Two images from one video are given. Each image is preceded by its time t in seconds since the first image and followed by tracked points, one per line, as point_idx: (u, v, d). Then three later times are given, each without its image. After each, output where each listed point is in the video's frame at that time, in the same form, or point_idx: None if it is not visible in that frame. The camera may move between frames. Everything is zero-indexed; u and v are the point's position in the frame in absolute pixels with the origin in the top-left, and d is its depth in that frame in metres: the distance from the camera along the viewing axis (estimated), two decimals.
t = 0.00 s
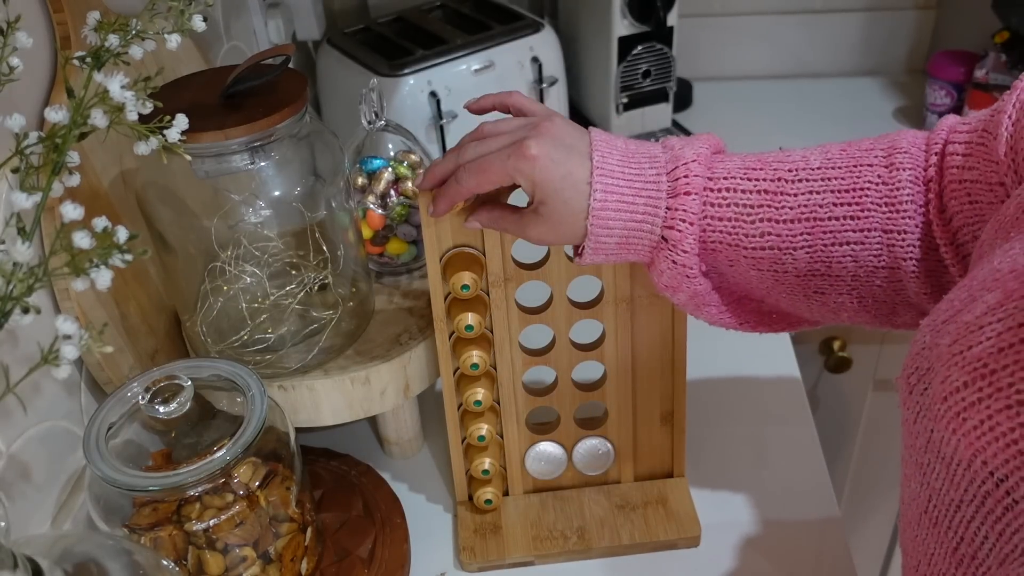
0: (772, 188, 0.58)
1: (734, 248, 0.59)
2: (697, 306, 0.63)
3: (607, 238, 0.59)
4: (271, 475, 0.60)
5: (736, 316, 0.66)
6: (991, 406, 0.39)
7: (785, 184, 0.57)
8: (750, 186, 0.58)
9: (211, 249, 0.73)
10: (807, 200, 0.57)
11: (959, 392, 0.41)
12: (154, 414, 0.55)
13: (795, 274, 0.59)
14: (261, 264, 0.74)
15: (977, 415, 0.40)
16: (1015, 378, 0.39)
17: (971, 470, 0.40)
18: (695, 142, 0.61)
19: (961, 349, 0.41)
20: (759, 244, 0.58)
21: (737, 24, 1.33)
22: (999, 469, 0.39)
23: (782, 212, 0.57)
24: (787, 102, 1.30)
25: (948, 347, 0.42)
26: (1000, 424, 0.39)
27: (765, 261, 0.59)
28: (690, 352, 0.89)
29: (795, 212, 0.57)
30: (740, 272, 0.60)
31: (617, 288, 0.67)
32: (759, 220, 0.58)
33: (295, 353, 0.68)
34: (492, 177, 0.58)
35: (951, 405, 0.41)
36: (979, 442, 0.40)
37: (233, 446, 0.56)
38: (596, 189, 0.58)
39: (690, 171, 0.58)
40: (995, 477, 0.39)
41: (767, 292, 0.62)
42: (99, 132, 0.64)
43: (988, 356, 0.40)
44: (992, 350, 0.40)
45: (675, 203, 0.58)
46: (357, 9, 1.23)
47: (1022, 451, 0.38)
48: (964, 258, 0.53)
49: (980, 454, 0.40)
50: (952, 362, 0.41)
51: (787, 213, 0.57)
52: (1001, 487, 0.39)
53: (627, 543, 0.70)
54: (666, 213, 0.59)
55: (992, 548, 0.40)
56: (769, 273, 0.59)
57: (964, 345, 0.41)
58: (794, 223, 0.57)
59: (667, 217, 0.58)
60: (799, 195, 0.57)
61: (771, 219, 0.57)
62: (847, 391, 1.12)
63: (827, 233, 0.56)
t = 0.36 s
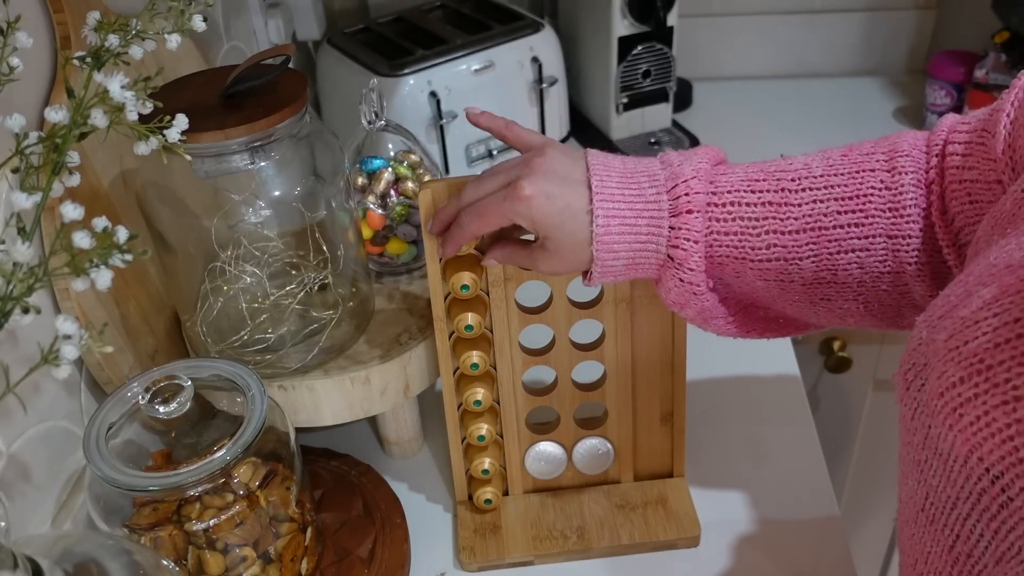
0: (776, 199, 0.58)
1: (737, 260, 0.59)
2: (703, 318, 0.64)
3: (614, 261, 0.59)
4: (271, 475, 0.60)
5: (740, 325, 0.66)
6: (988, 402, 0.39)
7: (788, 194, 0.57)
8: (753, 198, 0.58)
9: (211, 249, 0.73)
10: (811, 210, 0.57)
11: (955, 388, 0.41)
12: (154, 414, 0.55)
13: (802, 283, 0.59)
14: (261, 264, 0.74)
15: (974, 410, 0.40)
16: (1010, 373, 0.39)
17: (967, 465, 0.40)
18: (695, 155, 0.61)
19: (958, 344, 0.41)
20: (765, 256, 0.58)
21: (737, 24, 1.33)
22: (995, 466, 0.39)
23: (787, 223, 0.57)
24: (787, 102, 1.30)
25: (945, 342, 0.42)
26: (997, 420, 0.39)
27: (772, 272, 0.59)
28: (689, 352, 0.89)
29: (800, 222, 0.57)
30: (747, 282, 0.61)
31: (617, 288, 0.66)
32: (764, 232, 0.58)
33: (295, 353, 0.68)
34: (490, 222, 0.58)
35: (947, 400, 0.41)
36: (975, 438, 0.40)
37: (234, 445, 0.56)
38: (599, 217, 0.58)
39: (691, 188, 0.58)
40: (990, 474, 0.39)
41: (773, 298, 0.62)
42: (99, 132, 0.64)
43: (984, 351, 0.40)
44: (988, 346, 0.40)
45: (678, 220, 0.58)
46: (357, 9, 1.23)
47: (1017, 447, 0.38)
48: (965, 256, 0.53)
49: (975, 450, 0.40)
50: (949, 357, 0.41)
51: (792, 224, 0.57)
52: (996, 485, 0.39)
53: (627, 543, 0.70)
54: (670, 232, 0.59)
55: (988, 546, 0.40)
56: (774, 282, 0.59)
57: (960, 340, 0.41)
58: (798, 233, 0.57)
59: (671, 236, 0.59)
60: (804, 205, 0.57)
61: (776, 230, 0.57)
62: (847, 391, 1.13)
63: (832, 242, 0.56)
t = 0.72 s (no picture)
0: (832, 339, 0.50)
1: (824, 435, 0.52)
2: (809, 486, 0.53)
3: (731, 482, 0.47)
4: (271, 475, 0.60)
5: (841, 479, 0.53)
6: (986, 395, 0.40)
7: (841, 330, 0.50)
8: (816, 352, 0.50)
9: (211, 249, 0.73)
10: (868, 330, 0.50)
11: (953, 382, 0.41)
12: (154, 413, 0.55)
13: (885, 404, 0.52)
14: (261, 264, 0.74)
15: (972, 404, 0.40)
16: (1006, 366, 0.39)
17: (967, 459, 0.40)
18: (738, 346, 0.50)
19: (954, 340, 0.42)
20: (841, 389, 0.50)
21: (737, 24, 1.33)
22: (995, 458, 0.39)
23: (851, 350, 0.50)
24: (787, 102, 1.30)
25: (940, 339, 0.42)
26: (996, 412, 0.39)
27: (853, 397, 0.51)
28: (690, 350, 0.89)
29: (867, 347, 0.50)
30: (831, 422, 0.52)
31: (617, 288, 0.66)
32: (835, 369, 0.50)
33: (295, 353, 0.68)
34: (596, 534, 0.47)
35: (945, 396, 0.41)
36: (975, 431, 0.40)
37: (233, 446, 0.56)
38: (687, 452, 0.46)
39: (753, 370, 0.48)
40: (990, 467, 0.39)
41: (860, 441, 0.54)
42: (99, 132, 0.64)
43: (980, 346, 0.40)
44: (984, 340, 0.40)
45: (762, 423, 0.49)
46: (357, 9, 1.23)
47: (1016, 438, 0.38)
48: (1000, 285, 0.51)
49: (976, 443, 0.40)
50: (945, 353, 0.42)
51: (854, 351, 0.50)
52: (997, 476, 0.39)
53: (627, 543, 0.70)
54: (758, 419, 0.49)
55: (988, 540, 0.41)
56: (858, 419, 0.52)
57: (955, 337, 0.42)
58: (866, 357, 0.50)
59: (762, 424, 0.49)
60: (863, 329, 0.50)
61: (843, 361, 0.50)
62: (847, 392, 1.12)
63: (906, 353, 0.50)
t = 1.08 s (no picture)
0: (787, 430, 0.56)
1: (785, 517, 0.57)
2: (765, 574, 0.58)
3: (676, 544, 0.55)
4: (271, 475, 0.60)
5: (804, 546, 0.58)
6: (981, 415, 0.42)
7: (793, 417, 0.56)
8: (767, 439, 0.56)
9: (211, 249, 0.73)
10: (821, 418, 0.55)
11: (949, 407, 0.43)
12: (154, 414, 0.55)
13: (849, 486, 0.56)
14: (261, 264, 0.74)
15: (969, 426, 0.42)
16: (999, 385, 0.41)
17: (972, 479, 0.42)
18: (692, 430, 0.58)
19: (944, 365, 0.44)
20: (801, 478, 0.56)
21: (737, 24, 1.33)
22: (1002, 475, 0.41)
23: (807, 439, 0.55)
24: (786, 102, 1.30)
25: (932, 365, 0.45)
26: (994, 431, 0.41)
27: (813, 482, 0.56)
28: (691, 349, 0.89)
29: (813, 427, 0.55)
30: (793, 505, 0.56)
31: (617, 288, 0.66)
32: (792, 465, 0.55)
33: (295, 353, 0.68)
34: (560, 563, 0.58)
35: (942, 420, 0.43)
36: (976, 452, 0.42)
37: (233, 446, 0.56)
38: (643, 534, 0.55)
39: (704, 463, 0.56)
40: (999, 483, 0.41)
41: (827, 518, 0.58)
42: (99, 132, 0.64)
43: (969, 368, 0.42)
44: (971, 362, 0.42)
45: (716, 514, 0.55)
46: (357, 9, 1.23)
47: (1018, 454, 0.40)
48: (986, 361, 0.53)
49: (979, 464, 0.42)
50: (937, 379, 0.44)
51: (811, 438, 0.55)
52: (1008, 491, 0.41)
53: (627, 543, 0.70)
54: (711, 510, 0.55)
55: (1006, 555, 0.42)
56: (818, 502, 0.56)
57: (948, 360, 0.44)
58: (824, 446, 0.55)
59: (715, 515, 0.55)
60: (815, 416, 0.55)
61: (801, 451, 0.55)
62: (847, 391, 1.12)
63: (861, 443, 0.55)
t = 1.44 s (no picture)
0: (801, 332, 0.61)
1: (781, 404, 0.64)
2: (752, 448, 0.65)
3: (676, 434, 0.63)
4: (271, 475, 0.60)
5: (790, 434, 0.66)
6: (998, 382, 0.43)
7: (810, 321, 0.61)
8: (780, 339, 0.61)
9: (211, 249, 0.73)
10: (836, 326, 0.60)
11: (970, 371, 0.44)
12: (154, 414, 0.55)
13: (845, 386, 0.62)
14: (261, 263, 0.74)
15: (986, 392, 0.43)
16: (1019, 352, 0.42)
17: (981, 445, 0.43)
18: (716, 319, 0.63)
19: (973, 332, 0.45)
20: (803, 379, 0.61)
21: (736, 24, 1.33)
22: (1010, 444, 0.42)
23: (818, 344, 0.60)
24: (786, 102, 1.30)
25: (962, 331, 0.46)
26: (1007, 400, 0.42)
27: (816, 378, 0.62)
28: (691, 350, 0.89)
29: (825, 332, 0.60)
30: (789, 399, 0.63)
31: (617, 288, 0.66)
32: (800, 367, 0.61)
33: (295, 353, 0.68)
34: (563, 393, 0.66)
35: (962, 384, 0.45)
36: (989, 418, 0.43)
37: (233, 446, 0.56)
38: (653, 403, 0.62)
39: (725, 357, 0.61)
40: (1007, 452, 0.42)
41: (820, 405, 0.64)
42: (99, 132, 0.64)
43: (995, 336, 0.44)
44: (999, 331, 0.44)
45: (721, 402, 0.61)
46: (357, 9, 1.23)
47: None
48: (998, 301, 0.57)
49: (990, 430, 0.43)
50: (963, 345, 0.45)
51: (822, 343, 0.60)
52: (1013, 461, 0.42)
53: (627, 543, 0.70)
54: (718, 400, 0.61)
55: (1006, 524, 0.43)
56: (812, 394, 0.63)
57: (977, 327, 0.45)
58: (832, 350, 0.60)
59: (721, 405, 0.61)
60: (831, 320, 0.60)
61: (811, 355, 0.61)
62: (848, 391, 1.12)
63: (863, 348, 0.60)
